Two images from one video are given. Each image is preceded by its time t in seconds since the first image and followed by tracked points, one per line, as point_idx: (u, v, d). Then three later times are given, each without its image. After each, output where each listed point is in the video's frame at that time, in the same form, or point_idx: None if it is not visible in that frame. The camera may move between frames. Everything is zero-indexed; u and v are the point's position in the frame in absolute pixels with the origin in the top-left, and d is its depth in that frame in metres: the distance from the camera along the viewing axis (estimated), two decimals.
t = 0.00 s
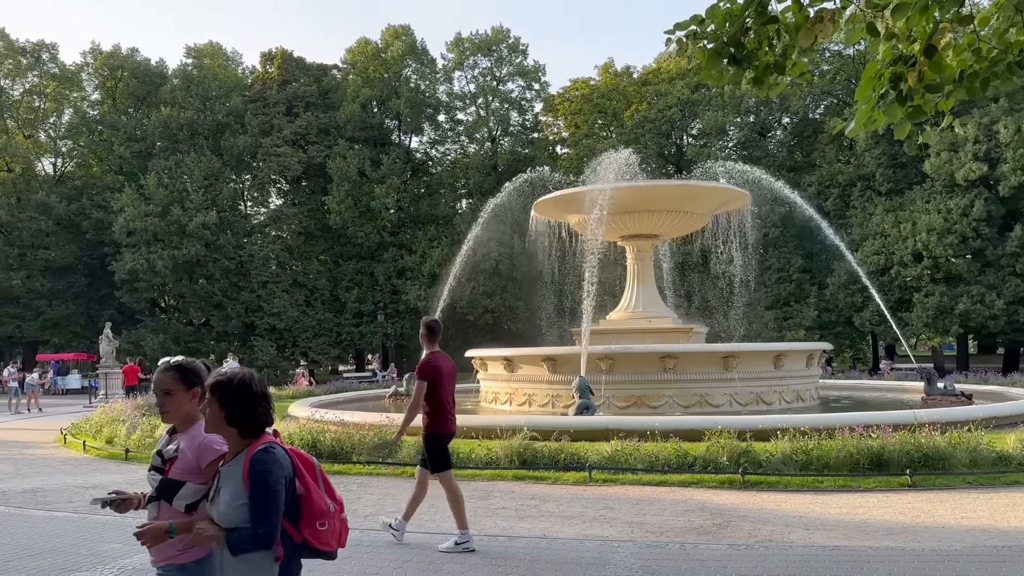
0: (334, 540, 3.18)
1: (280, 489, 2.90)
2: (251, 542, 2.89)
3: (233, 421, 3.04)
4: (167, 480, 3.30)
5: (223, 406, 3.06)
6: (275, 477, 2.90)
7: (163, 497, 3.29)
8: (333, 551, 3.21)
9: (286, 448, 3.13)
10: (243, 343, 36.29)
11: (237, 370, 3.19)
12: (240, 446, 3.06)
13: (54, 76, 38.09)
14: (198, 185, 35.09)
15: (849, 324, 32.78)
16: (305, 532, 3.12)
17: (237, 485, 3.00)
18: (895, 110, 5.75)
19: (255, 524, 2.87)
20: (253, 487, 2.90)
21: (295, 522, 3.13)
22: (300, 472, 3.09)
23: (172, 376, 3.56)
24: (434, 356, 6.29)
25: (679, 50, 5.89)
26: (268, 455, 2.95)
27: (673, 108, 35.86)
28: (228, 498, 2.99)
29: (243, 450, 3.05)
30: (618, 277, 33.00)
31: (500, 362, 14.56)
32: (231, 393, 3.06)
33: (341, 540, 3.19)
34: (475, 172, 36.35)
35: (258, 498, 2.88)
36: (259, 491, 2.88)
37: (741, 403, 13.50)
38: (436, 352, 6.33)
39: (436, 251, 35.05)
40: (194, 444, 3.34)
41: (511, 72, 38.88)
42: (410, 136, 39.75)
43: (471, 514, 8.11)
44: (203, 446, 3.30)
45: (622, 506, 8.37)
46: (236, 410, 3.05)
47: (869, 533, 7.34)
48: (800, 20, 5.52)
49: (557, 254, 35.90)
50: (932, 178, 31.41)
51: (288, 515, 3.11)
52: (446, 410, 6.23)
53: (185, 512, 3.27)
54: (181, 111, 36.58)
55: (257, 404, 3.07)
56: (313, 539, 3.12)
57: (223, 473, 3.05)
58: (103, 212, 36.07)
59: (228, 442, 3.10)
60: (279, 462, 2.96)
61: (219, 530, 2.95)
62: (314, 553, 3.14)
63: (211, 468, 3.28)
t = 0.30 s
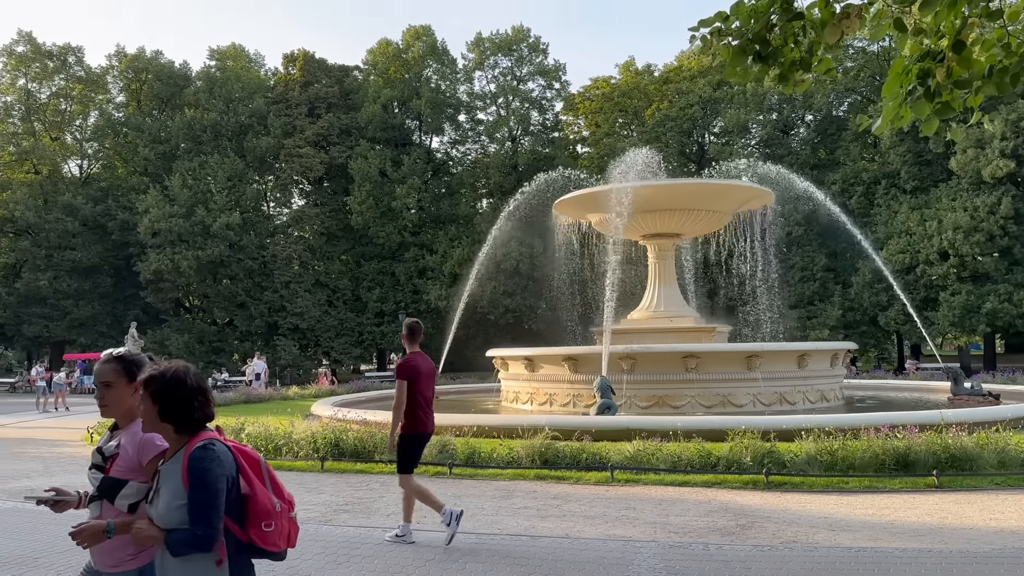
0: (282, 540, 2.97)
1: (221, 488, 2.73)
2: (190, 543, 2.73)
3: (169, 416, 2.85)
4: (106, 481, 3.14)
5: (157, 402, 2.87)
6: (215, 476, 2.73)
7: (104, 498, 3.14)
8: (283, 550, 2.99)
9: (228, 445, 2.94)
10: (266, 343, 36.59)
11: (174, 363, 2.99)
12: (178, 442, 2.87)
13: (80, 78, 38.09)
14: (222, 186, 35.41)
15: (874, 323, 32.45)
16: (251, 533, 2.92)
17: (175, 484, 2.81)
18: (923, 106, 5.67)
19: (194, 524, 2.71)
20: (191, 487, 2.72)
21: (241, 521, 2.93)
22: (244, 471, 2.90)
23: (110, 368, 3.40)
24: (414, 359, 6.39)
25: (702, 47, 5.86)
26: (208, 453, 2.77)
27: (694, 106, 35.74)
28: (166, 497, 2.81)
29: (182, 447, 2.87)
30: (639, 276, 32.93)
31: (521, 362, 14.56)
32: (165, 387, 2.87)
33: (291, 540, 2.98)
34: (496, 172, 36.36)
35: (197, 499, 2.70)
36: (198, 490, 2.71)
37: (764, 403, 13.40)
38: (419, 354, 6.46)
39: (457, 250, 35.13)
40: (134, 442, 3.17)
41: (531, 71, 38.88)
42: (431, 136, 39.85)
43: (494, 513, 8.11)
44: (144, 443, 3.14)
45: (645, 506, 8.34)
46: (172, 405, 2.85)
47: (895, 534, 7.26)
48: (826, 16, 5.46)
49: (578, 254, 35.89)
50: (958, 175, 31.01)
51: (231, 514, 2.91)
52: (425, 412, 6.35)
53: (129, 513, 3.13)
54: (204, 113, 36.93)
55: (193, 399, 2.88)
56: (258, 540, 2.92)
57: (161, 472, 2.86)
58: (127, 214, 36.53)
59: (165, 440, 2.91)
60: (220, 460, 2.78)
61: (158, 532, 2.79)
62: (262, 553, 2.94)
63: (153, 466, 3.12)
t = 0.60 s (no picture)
0: (217, 556, 2.88)
1: (148, 505, 2.61)
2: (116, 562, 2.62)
3: (93, 430, 2.71)
4: (25, 498, 3.10)
5: (79, 415, 2.72)
6: (141, 492, 2.60)
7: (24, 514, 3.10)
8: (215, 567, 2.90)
9: (157, 458, 2.80)
10: (288, 342, 36.86)
11: (97, 371, 2.84)
12: (102, 456, 2.73)
13: (106, 81, 38.32)
14: (245, 186, 35.69)
15: (898, 323, 32.13)
16: (182, 550, 2.80)
17: (98, 501, 2.67)
18: (951, 103, 5.60)
19: (119, 543, 2.59)
20: (115, 504, 2.60)
21: (173, 538, 2.81)
22: (174, 486, 2.77)
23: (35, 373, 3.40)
24: (397, 356, 6.53)
25: (728, 45, 5.82)
26: (133, 467, 2.63)
27: (716, 104, 35.60)
28: (88, 515, 2.66)
29: (107, 461, 2.73)
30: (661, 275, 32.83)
31: (541, 361, 14.55)
32: (86, 399, 2.72)
33: (223, 557, 2.88)
34: (516, 171, 36.34)
35: (122, 516, 2.58)
36: (123, 507, 2.58)
37: (788, 404, 13.30)
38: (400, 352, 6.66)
39: (477, 250, 35.16)
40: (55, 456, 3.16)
41: (552, 70, 38.85)
42: (451, 136, 39.89)
43: (515, 513, 8.11)
44: (65, 458, 3.13)
45: (667, 506, 8.31)
46: (95, 417, 2.72)
47: (922, 535, 7.19)
48: (853, 13, 5.40)
49: (598, 253, 35.89)
50: (984, 173, 30.57)
51: (161, 530, 2.79)
52: (411, 409, 6.49)
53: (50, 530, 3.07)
54: (227, 114, 37.22)
55: (116, 413, 2.73)
56: (191, 557, 2.81)
57: (84, 488, 2.72)
58: (152, 214, 36.96)
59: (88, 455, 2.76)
60: (147, 476, 2.65)
61: (80, 550, 2.67)
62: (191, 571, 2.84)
63: (74, 480, 3.10)
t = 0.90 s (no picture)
0: (151, 558, 2.80)
1: (74, 505, 2.52)
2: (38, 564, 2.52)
3: (18, 424, 2.62)
4: None
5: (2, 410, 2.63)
6: (66, 492, 2.51)
7: None
8: (151, 568, 2.84)
9: (87, 456, 2.72)
10: (310, 341, 37.09)
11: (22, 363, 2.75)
12: (27, 453, 2.63)
13: (129, 82, 38.90)
14: (267, 187, 35.97)
15: (922, 322, 31.83)
16: (113, 552, 2.73)
17: (22, 499, 2.57)
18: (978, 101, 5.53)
19: (42, 546, 2.48)
20: (37, 504, 2.49)
21: (102, 539, 2.73)
22: (105, 486, 2.70)
23: None
24: (376, 356, 6.61)
25: (751, 42, 5.79)
26: (59, 466, 2.54)
27: (738, 102, 35.45)
28: (9, 517, 2.56)
29: (32, 459, 2.63)
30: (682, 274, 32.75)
31: (562, 360, 14.55)
32: (10, 393, 2.63)
33: (159, 557, 2.82)
34: (536, 170, 36.30)
35: (45, 519, 2.48)
36: (46, 509, 2.48)
37: (811, 404, 13.21)
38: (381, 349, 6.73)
39: (496, 249, 35.16)
40: None
41: (572, 69, 38.80)
42: (471, 136, 39.94)
43: (536, 512, 8.11)
44: None
45: (689, 506, 8.28)
46: (19, 412, 2.63)
47: (949, 537, 7.11)
48: (879, 10, 5.34)
49: (619, 253, 35.90)
50: (1011, 170, 30.13)
51: (92, 532, 2.71)
52: (387, 408, 6.54)
53: None
54: (250, 115, 37.53)
55: (43, 405, 2.65)
56: (124, 558, 2.74)
57: (7, 486, 2.61)
58: (176, 214, 37.38)
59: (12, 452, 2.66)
60: (74, 474, 2.56)
61: None
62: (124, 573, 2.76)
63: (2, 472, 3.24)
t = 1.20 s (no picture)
0: None
1: None
2: None
3: None
4: None
5: None
6: None
7: None
8: None
9: (6, 477, 3.01)
10: (330, 340, 37.27)
11: None
12: None
13: (152, 83, 39.33)
14: (288, 187, 36.19)
15: (947, 322, 31.51)
16: None
17: None
18: (1005, 97, 5.45)
19: None
20: None
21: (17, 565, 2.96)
22: (21, 507, 2.97)
23: None
24: (363, 354, 6.82)
25: (774, 40, 5.75)
26: None
27: (759, 99, 35.26)
28: None
29: None
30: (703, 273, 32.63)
31: (582, 360, 14.54)
32: None
33: None
34: (556, 169, 36.21)
35: None
36: None
37: (833, 404, 13.12)
38: (370, 348, 7.00)
39: (516, 248, 35.13)
40: None
41: (591, 67, 38.72)
42: (490, 135, 39.95)
43: (556, 511, 8.11)
44: None
45: (710, 506, 8.25)
46: None
47: (974, 538, 7.03)
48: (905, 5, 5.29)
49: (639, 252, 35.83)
50: None
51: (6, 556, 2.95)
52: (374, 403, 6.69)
53: None
54: (271, 115, 37.82)
55: None
56: None
57: None
58: (198, 214, 37.74)
59: None
60: None
61: None
62: None
63: None
